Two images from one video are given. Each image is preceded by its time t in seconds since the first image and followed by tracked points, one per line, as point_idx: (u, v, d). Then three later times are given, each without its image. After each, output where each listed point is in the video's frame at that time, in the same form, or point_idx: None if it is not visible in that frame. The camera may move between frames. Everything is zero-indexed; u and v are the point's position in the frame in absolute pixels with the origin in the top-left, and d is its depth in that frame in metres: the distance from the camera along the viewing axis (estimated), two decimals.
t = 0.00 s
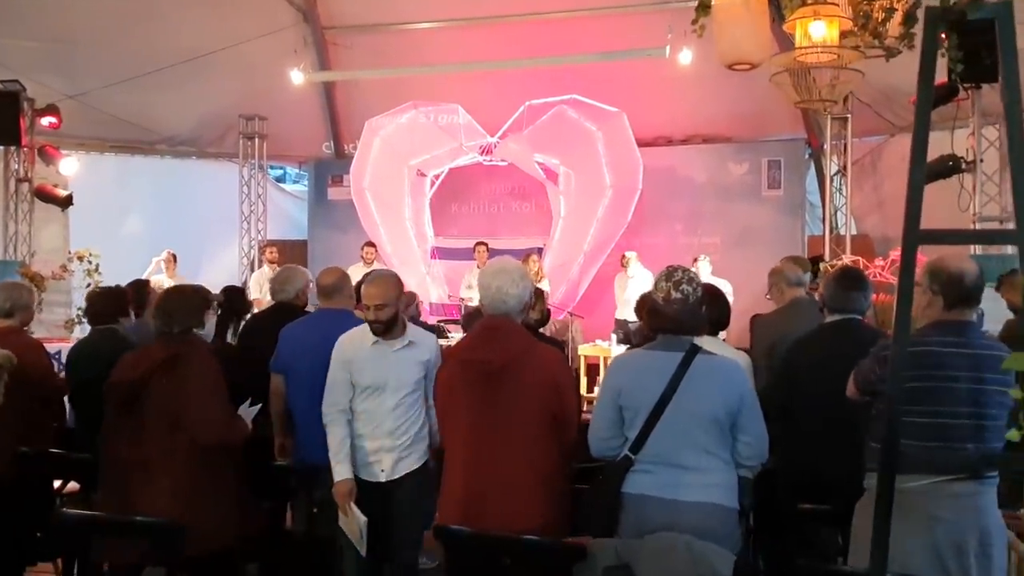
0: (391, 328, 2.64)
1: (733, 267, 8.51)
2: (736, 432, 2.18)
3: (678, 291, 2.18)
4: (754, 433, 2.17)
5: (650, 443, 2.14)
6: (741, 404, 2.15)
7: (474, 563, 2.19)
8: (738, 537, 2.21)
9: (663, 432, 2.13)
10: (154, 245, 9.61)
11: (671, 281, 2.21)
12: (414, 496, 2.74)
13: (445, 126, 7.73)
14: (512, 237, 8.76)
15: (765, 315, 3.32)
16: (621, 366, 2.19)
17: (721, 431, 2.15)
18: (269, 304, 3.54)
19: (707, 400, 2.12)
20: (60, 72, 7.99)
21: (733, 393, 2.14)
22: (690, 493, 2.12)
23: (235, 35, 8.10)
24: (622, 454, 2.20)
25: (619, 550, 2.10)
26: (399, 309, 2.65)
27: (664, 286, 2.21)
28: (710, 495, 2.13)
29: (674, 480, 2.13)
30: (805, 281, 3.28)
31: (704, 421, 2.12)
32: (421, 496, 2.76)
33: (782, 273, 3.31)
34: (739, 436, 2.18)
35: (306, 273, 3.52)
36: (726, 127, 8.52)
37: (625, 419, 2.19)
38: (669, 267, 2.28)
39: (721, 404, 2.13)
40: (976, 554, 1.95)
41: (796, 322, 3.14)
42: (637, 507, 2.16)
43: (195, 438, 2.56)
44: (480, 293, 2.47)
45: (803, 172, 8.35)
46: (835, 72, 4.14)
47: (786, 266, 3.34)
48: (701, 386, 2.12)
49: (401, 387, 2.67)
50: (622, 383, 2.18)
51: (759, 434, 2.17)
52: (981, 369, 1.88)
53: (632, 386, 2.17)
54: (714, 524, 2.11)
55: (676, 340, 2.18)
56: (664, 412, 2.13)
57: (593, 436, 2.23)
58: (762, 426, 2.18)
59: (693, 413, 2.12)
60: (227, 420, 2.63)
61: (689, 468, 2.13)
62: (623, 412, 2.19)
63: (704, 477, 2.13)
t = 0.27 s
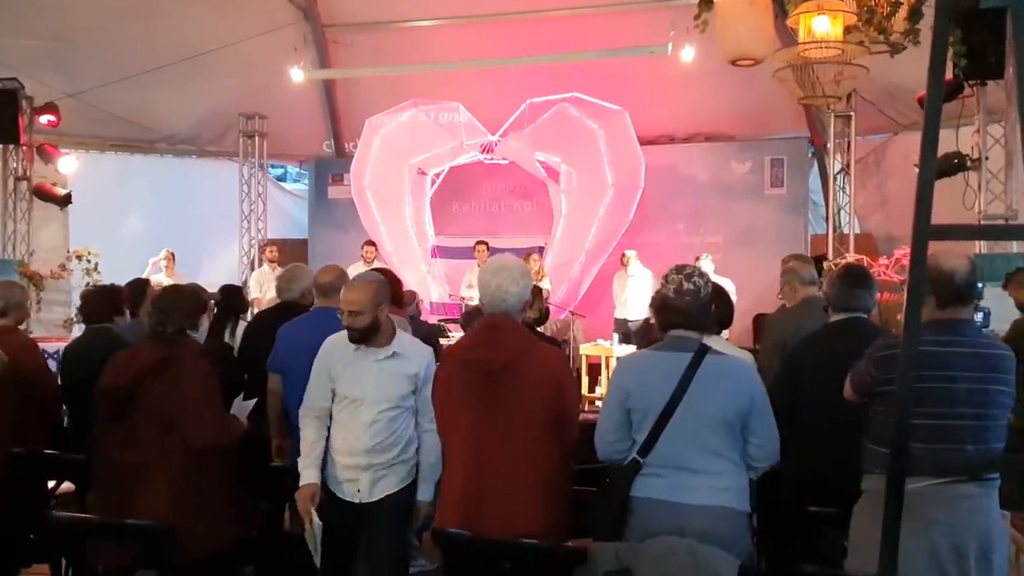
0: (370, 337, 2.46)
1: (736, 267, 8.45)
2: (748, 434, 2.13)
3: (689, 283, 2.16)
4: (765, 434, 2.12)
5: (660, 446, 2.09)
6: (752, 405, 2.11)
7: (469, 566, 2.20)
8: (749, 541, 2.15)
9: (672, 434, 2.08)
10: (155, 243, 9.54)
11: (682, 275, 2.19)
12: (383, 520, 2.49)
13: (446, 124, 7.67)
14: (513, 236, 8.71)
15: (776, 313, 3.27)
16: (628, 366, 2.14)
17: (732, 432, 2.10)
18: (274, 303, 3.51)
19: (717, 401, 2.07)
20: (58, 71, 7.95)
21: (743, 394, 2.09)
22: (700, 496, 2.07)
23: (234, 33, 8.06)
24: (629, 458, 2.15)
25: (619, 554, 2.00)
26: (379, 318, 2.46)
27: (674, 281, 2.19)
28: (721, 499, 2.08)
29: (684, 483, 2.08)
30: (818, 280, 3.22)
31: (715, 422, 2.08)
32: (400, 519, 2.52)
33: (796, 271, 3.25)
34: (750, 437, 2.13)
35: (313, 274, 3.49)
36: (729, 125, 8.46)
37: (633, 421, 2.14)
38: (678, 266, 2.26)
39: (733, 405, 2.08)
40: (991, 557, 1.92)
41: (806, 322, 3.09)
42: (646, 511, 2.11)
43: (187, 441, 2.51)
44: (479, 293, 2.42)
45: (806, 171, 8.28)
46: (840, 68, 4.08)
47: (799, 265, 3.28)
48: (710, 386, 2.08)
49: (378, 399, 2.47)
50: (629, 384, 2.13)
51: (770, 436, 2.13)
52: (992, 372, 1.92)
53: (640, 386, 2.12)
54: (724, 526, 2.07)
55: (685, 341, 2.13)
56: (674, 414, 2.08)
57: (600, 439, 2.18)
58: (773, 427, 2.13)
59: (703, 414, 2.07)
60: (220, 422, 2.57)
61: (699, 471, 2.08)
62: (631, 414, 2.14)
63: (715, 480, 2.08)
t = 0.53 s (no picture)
0: (330, 329, 2.32)
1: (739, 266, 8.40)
2: (758, 435, 2.09)
3: (699, 280, 2.12)
4: (775, 435, 2.08)
5: (668, 449, 2.05)
6: (762, 407, 2.07)
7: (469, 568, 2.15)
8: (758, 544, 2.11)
9: (681, 437, 2.04)
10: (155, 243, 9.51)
11: (692, 273, 2.15)
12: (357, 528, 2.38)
13: (447, 123, 7.63)
14: (514, 235, 8.67)
15: (774, 312, 3.23)
16: (635, 366, 2.10)
17: (742, 433, 2.06)
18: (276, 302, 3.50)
19: (727, 401, 2.03)
20: (58, 70, 7.91)
21: (753, 394, 2.05)
22: (709, 499, 2.03)
23: (234, 32, 8.02)
24: (636, 460, 2.10)
25: (621, 558, 1.95)
26: (334, 311, 2.32)
27: (683, 278, 2.15)
28: (731, 502, 2.03)
29: (692, 485, 2.04)
30: (815, 279, 3.16)
31: (725, 424, 2.03)
32: (377, 529, 2.39)
33: (792, 269, 3.19)
34: (759, 439, 2.09)
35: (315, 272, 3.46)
36: (732, 123, 8.41)
37: (641, 423, 2.10)
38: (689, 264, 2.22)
39: (742, 408, 2.04)
40: (994, 561, 1.88)
41: (805, 320, 3.05)
42: (654, 515, 2.07)
43: (196, 445, 2.49)
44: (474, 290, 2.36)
45: (809, 170, 8.24)
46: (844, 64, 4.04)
47: (797, 263, 3.22)
48: (720, 386, 2.04)
49: (347, 399, 2.34)
50: (635, 384, 2.09)
51: (780, 438, 2.09)
52: (995, 374, 1.87)
53: (647, 387, 2.08)
54: (733, 529, 2.03)
55: (693, 341, 2.09)
56: (682, 415, 2.04)
57: (606, 441, 2.13)
58: (783, 428, 2.09)
59: (713, 415, 2.03)
60: (230, 427, 2.53)
61: (709, 473, 2.04)
62: (639, 416, 2.09)
63: (724, 483, 2.03)
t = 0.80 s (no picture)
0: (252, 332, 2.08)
1: (742, 266, 8.34)
2: (764, 436, 2.06)
3: (705, 278, 2.12)
4: (781, 436, 2.05)
5: (674, 451, 2.01)
6: (769, 407, 2.04)
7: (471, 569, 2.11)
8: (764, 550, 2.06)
9: (688, 438, 2.00)
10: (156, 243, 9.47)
11: (698, 272, 2.15)
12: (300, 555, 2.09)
13: (448, 122, 7.60)
14: (516, 234, 8.63)
15: (773, 311, 3.18)
16: (640, 366, 2.07)
17: (749, 434, 2.03)
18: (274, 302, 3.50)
19: (733, 402, 2.00)
20: (59, 69, 7.87)
21: (760, 394, 2.02)
22: (714, 502, 1.99)
23: (235, 30, 7.99)
24: (642, 462, 2.07)
25: (624, 561, 1.91)
26: (251, 315, 2.06)
27: (690, 277, 2.15)
28: (737, 505, 2.00)
29: (699, 488, 2.00)
30: (813, 278, 3.10)
31: (733, 425, 2.00)
32: (323, 558, 2.09)
33: (790, 268, 3.13)
34: (766, 441, 2.06)
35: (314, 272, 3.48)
36: (735, 122, 8.37)
37: (645, 424, 2.06)
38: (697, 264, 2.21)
39: (749, 408, 2.01)
40: (991, 565, 1.86)
41: (805, 321, 3.02)
42: (662, 519, 2.02)
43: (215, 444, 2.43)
44: (469, 288, 2.36)
45: (812, 169, 8.19)
46: (848, 62, 4.01)
47: (793, 260, 3.15)
48: (727, 386, 2.00)
49: (274, 415, 2.06)
50: (640, 384, 2.05)
51: (786, 438, 2.06)
52: (986, 373, 1.84)
53: (653, 386, 2.04)
54: (738, 532, 1.99)
55: (699, 339, 2.06)
56: (689, 415, 2.00)
57: (610, 443, 2.10)
58: (790, 430, 2.07)
59: (719, 416, 2.00)
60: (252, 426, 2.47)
61: (716, 476, 2.00)
62: (644, 417, 2.06)
63: (731, 485, 2.00)
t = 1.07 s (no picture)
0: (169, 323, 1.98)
1: (748, 266, 8.28)
2: (766, 436, 2.02)
3: (707, 275, 2.09)
4: (784, 437, 2.02)
5: (674, 450, 1.99)
6: (772, 409, 2.00)
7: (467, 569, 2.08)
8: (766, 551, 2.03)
9: (690, 440, 1.98)
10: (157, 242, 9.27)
11: (699, 270, 2.11)
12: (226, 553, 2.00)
13: (452, 121, 7.56)
14: (520, 233, 8.60)
15: (776, 310, 3.14)
16: (641, 365, 2.04)
17: (752, 435, 2.00)
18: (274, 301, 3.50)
19: (734, 402, 1.97)
20: (63, 68, 7.87)
21: (763, 395, 1.99)
22: (716, 504, 1.97)
23: (239, 29, 7.97)
24: (643, 463, 2.04)
25: (624, 566, 1.87)
26: (166, 303, 1.96)
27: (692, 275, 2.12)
28: (743, 506, 1.97)
29: (700, 490, 1.97)
30: (817, 276, 3.07)
31: (735, 426, 1.97)
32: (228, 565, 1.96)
33: (793, 267, 3.10)
34: (769, 441, 2.02)
35: (312, 269, 3.51)
36: (741, 121, 8.32)
37: (646, 424, 2.03)
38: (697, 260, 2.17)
39: (751, 410, 1.98)
40: (986, 570, 1.82)
41: (809, 320, 2.98)
42: (664, 520, 2.00)
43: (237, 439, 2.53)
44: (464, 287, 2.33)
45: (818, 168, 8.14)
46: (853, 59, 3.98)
47: (797, 258, 3.12)
48: (729, 386, 1.97)
49: (184, 409, 1.95)
50: (642, 384, 2.02)
51: (791, 439, 2.02)
52: (971, 372, 1.82)
53: (654, 386, 2.01)
54: (739, 534, 1.96)
55: (702, 338, 2.03)
56: (690, 415, 1.97)
57: (610, 442, 2.06)
58: (792, 431, 2.03)
59: (721, 417, 1.97)
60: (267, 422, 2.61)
61: (718, 477, 1.97)
62: (645, 417, 2.03)
63: (732, 487, 1.97)
